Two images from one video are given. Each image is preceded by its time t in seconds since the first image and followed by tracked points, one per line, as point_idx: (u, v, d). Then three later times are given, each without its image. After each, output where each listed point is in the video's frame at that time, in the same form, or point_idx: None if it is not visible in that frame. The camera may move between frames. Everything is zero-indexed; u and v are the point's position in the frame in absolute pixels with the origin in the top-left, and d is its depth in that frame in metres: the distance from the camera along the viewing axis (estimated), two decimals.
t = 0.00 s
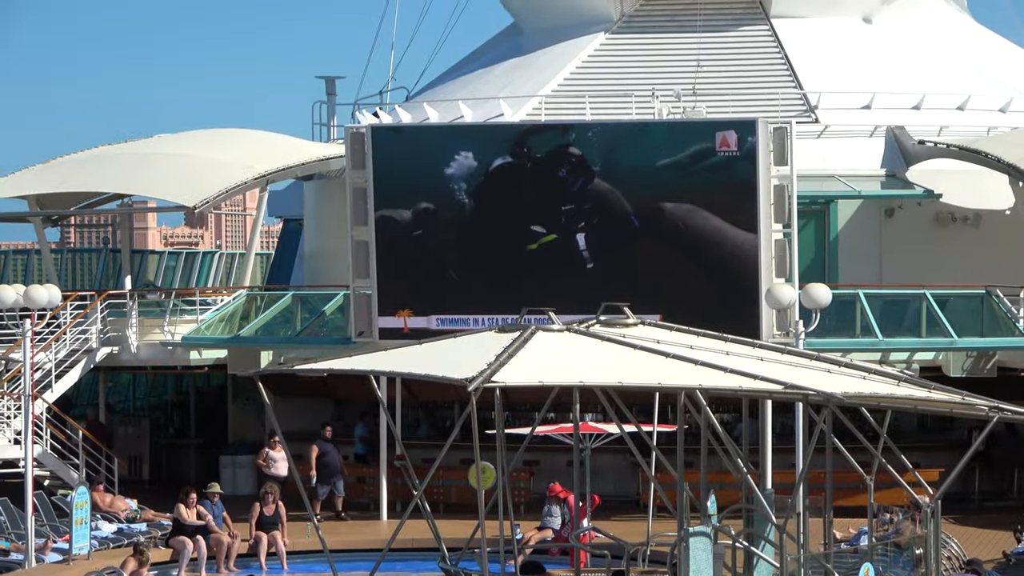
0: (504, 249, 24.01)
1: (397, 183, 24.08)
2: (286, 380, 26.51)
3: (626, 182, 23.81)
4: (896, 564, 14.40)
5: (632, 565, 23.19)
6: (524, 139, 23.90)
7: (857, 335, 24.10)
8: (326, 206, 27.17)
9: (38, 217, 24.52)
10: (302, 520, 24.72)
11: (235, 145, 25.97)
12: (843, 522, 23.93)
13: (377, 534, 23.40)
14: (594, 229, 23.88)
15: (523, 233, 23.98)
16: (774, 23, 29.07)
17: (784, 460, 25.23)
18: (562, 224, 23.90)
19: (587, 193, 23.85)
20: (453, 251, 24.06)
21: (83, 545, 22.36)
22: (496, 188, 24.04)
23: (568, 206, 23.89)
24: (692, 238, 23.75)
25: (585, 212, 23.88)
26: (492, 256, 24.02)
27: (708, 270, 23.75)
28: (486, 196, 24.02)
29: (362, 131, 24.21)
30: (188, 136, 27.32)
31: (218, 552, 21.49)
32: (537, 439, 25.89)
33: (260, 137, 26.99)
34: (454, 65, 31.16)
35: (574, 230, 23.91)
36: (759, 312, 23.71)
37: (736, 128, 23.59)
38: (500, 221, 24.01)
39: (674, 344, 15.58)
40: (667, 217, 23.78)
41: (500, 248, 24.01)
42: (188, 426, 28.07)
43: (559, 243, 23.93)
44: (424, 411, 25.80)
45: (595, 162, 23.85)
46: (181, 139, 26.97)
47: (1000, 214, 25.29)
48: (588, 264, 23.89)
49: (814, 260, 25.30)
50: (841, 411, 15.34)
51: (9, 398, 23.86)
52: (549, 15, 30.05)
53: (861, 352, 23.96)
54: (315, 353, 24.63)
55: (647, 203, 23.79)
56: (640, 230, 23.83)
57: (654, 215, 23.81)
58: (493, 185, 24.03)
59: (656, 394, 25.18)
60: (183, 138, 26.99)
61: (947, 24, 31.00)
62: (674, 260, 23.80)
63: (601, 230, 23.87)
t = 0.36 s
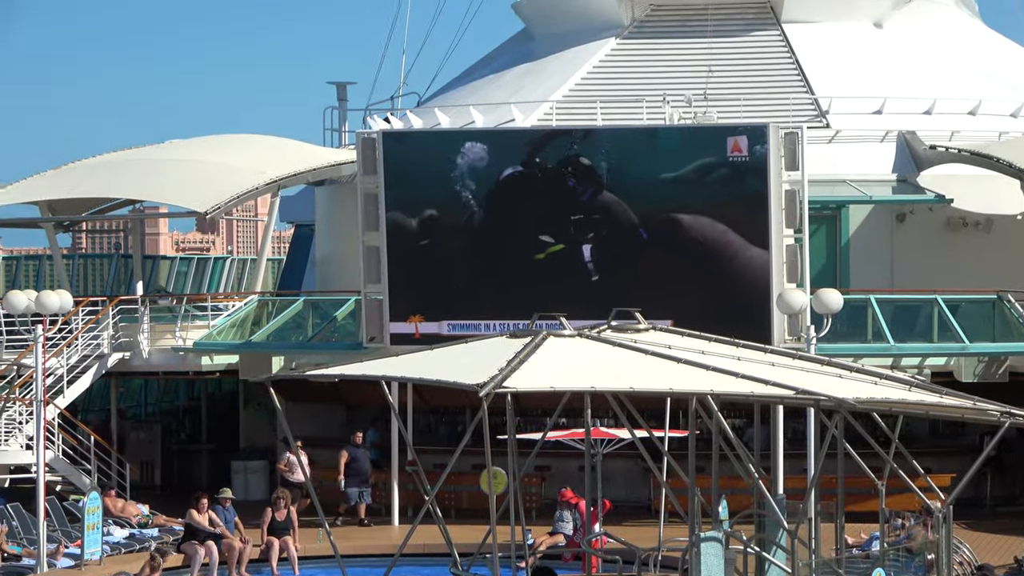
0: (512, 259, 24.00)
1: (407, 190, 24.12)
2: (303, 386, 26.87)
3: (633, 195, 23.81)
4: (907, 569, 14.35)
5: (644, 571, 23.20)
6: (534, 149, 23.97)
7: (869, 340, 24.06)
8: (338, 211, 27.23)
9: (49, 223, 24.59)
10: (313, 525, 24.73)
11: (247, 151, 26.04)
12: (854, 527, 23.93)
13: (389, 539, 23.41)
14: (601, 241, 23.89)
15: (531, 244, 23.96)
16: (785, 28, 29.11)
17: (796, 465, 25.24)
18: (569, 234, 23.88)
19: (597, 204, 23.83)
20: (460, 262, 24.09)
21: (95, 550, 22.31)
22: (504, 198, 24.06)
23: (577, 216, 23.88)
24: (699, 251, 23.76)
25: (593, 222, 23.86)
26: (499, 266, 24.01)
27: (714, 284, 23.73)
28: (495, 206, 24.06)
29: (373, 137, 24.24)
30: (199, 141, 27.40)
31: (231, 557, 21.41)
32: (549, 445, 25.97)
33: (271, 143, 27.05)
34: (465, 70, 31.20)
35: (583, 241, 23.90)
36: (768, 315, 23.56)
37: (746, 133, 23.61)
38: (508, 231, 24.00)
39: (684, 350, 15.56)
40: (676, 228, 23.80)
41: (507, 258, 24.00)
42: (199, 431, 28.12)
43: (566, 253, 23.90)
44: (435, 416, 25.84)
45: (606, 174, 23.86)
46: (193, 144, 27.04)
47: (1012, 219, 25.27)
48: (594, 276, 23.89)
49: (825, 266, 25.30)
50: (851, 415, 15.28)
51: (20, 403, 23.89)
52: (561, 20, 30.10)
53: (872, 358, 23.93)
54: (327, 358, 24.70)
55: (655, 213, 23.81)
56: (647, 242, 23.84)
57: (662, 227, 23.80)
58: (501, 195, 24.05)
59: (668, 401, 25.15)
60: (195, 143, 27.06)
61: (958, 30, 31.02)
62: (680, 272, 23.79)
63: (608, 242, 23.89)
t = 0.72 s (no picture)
0: (515, 266, 24.00)
1: (418, 194, 24.10)
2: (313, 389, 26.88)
3: (638, 203, 23.82)
4: (918, 572, 14.21)
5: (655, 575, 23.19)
6: (545, 155, 23.93)
7: (880, 344, 24.11)
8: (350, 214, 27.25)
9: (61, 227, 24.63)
10: (324, 530, 24.72)
11: (258, 155, 26.06)
12: (866, 531, 23.94)
13: (400, 543, 23.40)
14: (605, 252, 23.89)
15: (536, 250, 23.96)
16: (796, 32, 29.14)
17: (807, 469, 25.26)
18: (576, 242, 23.88)
19: (607, 213, 23.83)
20: (463, 268, 24.10)
21: (106, 554, 22.22)
22: (513, 203, 24.00)
23: (587, 223, 23.86)
24: (705, 261, 23.79)
25: (602, 231, 23.87)
26: (500, 272, 24.03)
27: (715, 296, 23.78)
28: (504, 213, 24.01)
29: (384, 141, 24.19)
30: (210, 145, 27.45)
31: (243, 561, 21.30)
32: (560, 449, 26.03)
33: (283, 147, 27.06)
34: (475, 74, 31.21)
35: (591, 248, 23.90)
36: (779, 321, 23.60)
37: (757, 137, 23.58)
38: (513, 237, 23.99)
39: (696, 353, 15.51)
40: (684, 238, 23.83)
41: (509, 264, 24.01)
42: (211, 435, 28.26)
43: (570, 261, 23.91)
44: (446, 420, 25.86)
45: (617, 181, 23.85)
46: (204, 148, 27.09)
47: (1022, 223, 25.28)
48: (596, 286, 23.90)
49: (836, 270, 25.34)
50: (861, 417, 15.25)
51: (32, 407, 23.88)
52: (572, 24, 30.13)
53: (883, 361, 23.98)
54: (339, 362, 24.71)
55: (663, 219, 23.83)
56: (652, 253, 23.86)
57: (669, 236, 23.83)
58: (510, 202, 24.00)
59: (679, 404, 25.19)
60: (206, 147, 27.11)
61: (969, 33, 31.04)
62: (683, 282, 23.82)
63: (612, 253, 23.90)
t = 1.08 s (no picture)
0: (517, 272, 24.01)
1: (427, 199, 24.07)
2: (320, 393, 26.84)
3: (641, 210, 23.89)
4: None
5: None
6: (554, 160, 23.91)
7: (889, 349, 24.11)
8: (359, 219, 27.41)
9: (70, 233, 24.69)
10: (333, 535, 24.54)
11: (267, 161, 26.12)
12: (875, 536, 23.93)
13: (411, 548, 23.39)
14: (607, 262, 23.90)
15: (539, 257, 23.95)
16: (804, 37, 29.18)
17: (816, 474, 25.28)
18: (580, 249, 23.89)
19: (613, 220, 23.86)
20: (465, 275, 24.10)
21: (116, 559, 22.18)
22: (519, 208, 24.00)
23: (592, 230, 23.89)
24: (708, 271, 23.79)
25: (608, 237, 23.88)
26: (502, 279, 24.03)
27: (715, 305, 23.77)
28: (509, 218, 24.00)
29: (393, 146, 24.15)
30: (219, 151, 27.53)
31: (253, 566, 21.28)
32: (569, 453, 26.13)
33: (292, 153, 27.10)
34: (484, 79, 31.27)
35: (596, 255, 23.90)
36: (788, 322, 23.68)
37: (767, 142, 23.66)
38: (516, 243, 23.99)
39: (706, 358, 15.52)
40: (691, 245, 23.82)
41: (510, 271, 24.01)
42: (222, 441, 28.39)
43: (571, 269, 23.94)
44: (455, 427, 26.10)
45: (624, 187, 23.87)
46: (212, 154, 27.16)
47: None
48: (597, 294, 23.89)
49: (845, 275, 25.36)
50: (868, 424, 15.24)
51: (42, 413, 23.92)
52: (581, 29, 30.19)
53: (893, 366, 23.98)
54: (347, 367, 24.70)
55: (669, 225, 23.85)
56: (654, 262, 23.89)
57: (673, 244, 23.84)
58: (517, 208, 24.00)
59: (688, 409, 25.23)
60: (214, 153, 27.18)
61: (979, 38, 31.06)
62: (685, 291, 23.81)
63: (613, 262, 23.90)
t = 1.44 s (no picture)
0: (516, 279, 24.03)
1: (434, 202, 24.09)
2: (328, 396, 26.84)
3: (647, 213, 23.85)
4: None
5: None
6: (559, 163, 23.92)
7: (898, 350, 24.13)
8: (369, 221, 27.42)
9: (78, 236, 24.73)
10: (341, 537, 24.55)
11: (275, 164, 26.15)
12: (885, 538, 23.92)
13: (420, 550, 23.39)
14: (602, 271, 23.91)
15: (538, 264, 23.97)
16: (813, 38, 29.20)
17: (825, 475, 25.29)
18: (582, 255, 23.89)
19: (616, 225, 23.83)
20: (464, 281, 24.10)
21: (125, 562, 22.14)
22: (522, 212, 24.00)
23: (596, 235, 23.88)
24: (707, 279, 23.78)
25: (611, 243, 23.87)
26: (500, 286, 24.05)
27: (712, 314, 23.79)
28: (514, 223, 24.01)
29: (401, 149, 24.18)
30: (228, 153, 27.56)
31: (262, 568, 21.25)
32: (578, 455, 26.12)
33: (301, 156, 27.11)
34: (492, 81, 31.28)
35: (599, 260, 23.90)
36: (799, 324, 23.62)
37: (775, 144, 23.59)
38: (516, 249, 24.01)
39: (715, 360, 15.45)
40: (693, 251, 23.78)
41: (506, 277, 24.03)
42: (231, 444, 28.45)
43: (565, 279, 23.95)
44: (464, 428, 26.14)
45: (629, 191, 23.85)
46: (221, 156, 27.20)
47: None
48: (592, 302, 23.92)
49: (854, 276, 25.36)
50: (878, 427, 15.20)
51: (51, 416, 23.93)
52: (591, 30, 30.21)
53: (902, 367, 24.00)
54: (356, 370, 24.70)
55: (676, 228, 23.81)
56: (651, 270, 23.86)
57: (675, 249, 23.82)
58: (520, 212, 23.99)
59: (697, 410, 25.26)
60: (222, 155, 27.22)
61: (988, 39, 31.06)
62: (683, 298, 23.82)
63: (612, 270, 23.90)
